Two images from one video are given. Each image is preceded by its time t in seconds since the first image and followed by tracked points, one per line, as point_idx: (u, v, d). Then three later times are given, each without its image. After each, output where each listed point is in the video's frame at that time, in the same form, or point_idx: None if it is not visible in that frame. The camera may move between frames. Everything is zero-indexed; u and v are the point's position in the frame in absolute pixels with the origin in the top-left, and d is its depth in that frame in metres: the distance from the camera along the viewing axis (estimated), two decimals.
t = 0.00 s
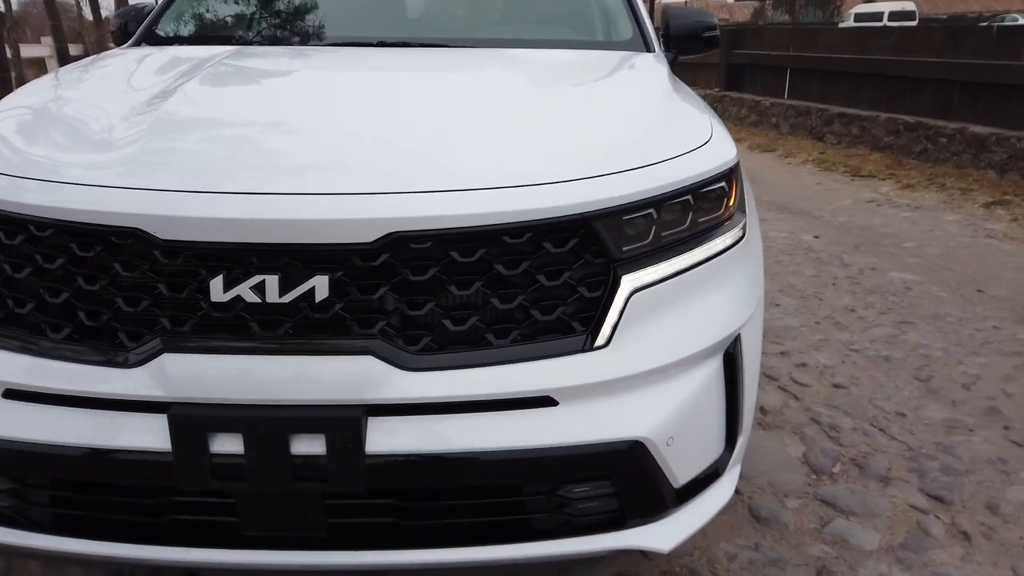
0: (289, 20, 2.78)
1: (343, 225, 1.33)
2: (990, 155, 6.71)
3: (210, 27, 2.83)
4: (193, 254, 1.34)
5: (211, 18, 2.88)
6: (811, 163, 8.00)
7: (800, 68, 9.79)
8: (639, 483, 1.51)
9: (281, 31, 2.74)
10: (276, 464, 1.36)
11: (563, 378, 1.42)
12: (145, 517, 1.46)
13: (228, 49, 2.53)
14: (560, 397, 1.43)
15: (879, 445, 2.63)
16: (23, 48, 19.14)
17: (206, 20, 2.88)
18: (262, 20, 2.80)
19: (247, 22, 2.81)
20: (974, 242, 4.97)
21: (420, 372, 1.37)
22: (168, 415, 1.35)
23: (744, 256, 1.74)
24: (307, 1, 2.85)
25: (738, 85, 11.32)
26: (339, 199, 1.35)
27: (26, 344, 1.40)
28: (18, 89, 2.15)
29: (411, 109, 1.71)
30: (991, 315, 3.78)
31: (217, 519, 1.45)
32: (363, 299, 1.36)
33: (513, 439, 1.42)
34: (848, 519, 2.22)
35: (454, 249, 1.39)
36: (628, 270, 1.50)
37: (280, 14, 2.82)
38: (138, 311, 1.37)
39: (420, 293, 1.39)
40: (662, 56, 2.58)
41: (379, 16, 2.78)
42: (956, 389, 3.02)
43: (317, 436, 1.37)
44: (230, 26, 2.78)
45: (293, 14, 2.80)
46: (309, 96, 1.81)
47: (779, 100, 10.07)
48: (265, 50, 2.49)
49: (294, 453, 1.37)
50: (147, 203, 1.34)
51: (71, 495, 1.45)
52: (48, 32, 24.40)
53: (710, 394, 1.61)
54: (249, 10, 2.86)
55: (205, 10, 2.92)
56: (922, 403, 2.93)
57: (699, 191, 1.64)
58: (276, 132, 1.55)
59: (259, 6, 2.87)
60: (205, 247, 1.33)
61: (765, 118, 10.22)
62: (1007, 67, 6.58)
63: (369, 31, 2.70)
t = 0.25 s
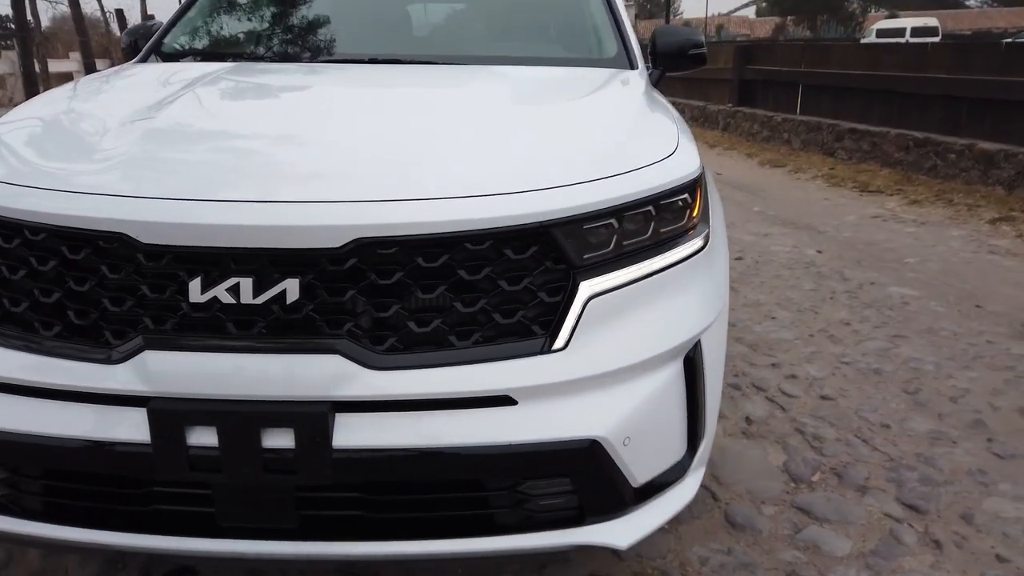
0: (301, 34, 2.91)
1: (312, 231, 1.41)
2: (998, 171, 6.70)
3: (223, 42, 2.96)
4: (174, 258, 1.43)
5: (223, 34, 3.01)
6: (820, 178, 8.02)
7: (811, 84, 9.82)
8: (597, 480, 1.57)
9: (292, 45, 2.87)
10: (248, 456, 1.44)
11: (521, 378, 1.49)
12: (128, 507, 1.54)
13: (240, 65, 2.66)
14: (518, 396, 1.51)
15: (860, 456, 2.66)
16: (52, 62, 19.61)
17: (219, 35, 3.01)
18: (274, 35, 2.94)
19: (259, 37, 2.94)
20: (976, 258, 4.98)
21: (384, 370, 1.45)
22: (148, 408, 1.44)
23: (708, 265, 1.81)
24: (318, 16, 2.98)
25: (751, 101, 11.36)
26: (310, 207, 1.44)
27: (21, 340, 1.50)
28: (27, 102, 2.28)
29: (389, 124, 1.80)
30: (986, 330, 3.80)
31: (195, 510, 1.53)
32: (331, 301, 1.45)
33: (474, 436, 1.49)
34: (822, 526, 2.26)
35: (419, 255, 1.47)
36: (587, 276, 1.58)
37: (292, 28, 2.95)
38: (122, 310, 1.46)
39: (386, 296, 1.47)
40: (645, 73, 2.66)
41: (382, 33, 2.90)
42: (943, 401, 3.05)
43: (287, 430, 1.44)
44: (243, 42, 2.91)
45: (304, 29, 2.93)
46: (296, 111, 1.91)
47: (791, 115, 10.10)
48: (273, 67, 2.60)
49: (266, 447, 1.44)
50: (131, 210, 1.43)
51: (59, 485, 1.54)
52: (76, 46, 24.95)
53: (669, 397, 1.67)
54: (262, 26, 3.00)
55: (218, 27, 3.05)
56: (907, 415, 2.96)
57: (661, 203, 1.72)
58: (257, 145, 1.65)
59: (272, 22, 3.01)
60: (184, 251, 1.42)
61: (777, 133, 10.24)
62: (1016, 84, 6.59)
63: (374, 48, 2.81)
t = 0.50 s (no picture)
0: (315, 47, 3.04)
1: (291, 238, 1.50)
2: (1006, 189, 6.71)
3: (239, 56, 3.09)
4: (162, 262, 1.53)
5: (237, 49, 3.15)
6: (829, 194, 8.04)
7: (823, 101, 9.86)
8: (562, 479, 1.64)
9: (305, 59, 3.00)
10: (229, 449, 1.52)
11: (488, 379, 1.57)
12: (118, 497, 1.63)
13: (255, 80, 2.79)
14: (486, 397, 1.58)
15: (842, 465, 2.71)
16: (79, 75, 20.07)
17: (235, 49, 3.14)
18: (289, 48, 3.07)
19: (273, 51, 3.07)
20: (978, 275, 5.00)
21: (358, 370, 1.54)
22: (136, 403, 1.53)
23: (677, 274, 1.88)
24: (332, 31, 3.12)
25: (764, 117, 11.40)
26: (290, 215, 1.53)
27: (23, 337, 1.60)
28: (42, 113, 2.41)
29: (375, 139, 1.89)
30: (981, 346, 3.82)
31: (181, 501, 1.61)
32: (309, 304, 1.54)
33: (443, 434, 1.57)
34: (797, 532, 2.31)
35: (392, 261, 1.55)
36: (555, 284, 1.65)
37: (306, 42, 3.09)
38: (114, 311, 1.56)
39: (362, 300, 1.56)
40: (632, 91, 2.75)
41: (388, 50, 3.01)
42: (930, 414, 3.08)
43: (264, 426, 1.53)
44: (258, 56, 3.04)
45: (318, 43, 3.06)
46: (289, 127, 2.02)
47: (803, 131, 10.13)
48: (281, 82, 2.72)
49: (245, 441, 1.53)
50: (124, 217, 1.54)
51: (54, 474, 1.63)
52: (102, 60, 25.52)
53: (635, 400, 1.74)
54: (277, 40, 3.13)
55: (233, 42, 3.18)
56: (893, 426, 3.00)
57: (630, 214, 1.79)
58: (247, 158, 1.74)
59: (287, 36, 3.14)
60: (172, 255, 1.52)
61: (788, 150, 10.27)
62: None
63: (382, 64, 2.93)
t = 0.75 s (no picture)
0: (317, 51, 3.12)
1: (273, 231, 1.57)
2: (1005, 194, 6.73)
3: (243, 59, 3.17)
4: (151, 254, 1.60)
5: (240, 54, 3.22)
6: (829, 199, 8.08)
7: (824, 107, 9.90)
8: (535, 466, 1.70)
9: (308, 62, 3.08)
10: (213, 434, 1.59)
11: (462, 369, 1.63)
12: (108, 480, 1.70)
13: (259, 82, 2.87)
14: (460, 385, 1.64)
15: (823, 462, 2.75)
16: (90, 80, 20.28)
17: (239, 53, 3.22)
18: (291, 52, 3.14)
19: (276, 54, 3.15)
20: (972, 279, 5.03)
21: (337, 358, 1.60)
22: (124, 388, 1.60)
23: (652, 270, 1.94)
24: (335, 35, 3.20)
25: (766, 123, 11.44)
26: (273, 209, 1.60)
27: (21, 327, 1.67)
28: (48, 112, 2.49)
29: (362, 139, 1.96)
30: (970, 347, 3.86)
31: (168, 484, 1.68)
32: (291, 295, 1.60)
33: (419, 421, 1.63)
34: (775, 525, 2.36)
35: (371, 254, 1.62)
36: (529, 277, 1.71)
37: (309, 45, 3.16)
38: (105, 300, 1.63)
39: (341, 291, 1.62)
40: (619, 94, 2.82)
41: (387, 55, 3.10)
42: (914, 413, 3.12)
43: (247, 411, 1.59)
44: (262, 60, 3.12)
45: (320, 47, 3.14)
46: (281, 127, 2.09)
47: (805, 137, 10.16)
48: (282, 85, 2.79)
49: (228, 426, 1.59)
50: (116, 211, 1.61)
51: (46, 458, 1.70)
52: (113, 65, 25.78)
53: (608, 391, 1.80)
54: (280, 44, 3.21)
55: (236, 47, 3.26)
56: (877, 425, 3.04)
57: (606, 212, 1.85)
58: (237, 156, 1.81)
59: (290, 40, 3.22)
60: (160, 248, 1.59)
61: (791, 155, 10.31)
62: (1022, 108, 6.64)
63: (382, 69, 3.02)
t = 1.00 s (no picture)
0: (321, 53, 3.22)
1: (261, 215, 1.65)
2: (1006, 199, 6.75)
3: (250, 62, 3.27)
4: (145, 238, 1.68)
5: (245, 56, 3.32)
6: (832, 205, 8.11)
7: (828, 113, 9.94)
8: (511, 444, 1.77)
9: (313, 64, 3.17)
10: (201, 410, 1.66)
11: (440, 349, 1.70)
12: (104, 455, 1.78)
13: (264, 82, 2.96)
14: (438, 364, 1.71)
15: (807, 454, 2.80)
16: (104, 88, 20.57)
17: (246, 55, 3.32)
18: (296, 54, 3.23)
19: (281, 57, 3.24)
20: (968, 281, 5.06)
21: (321, 338, 1.67)
22: (118, 366, 1.68)
23: (628, 259, 2.01)
24: (339, 37, 3.30)
25: (772, 130, 11.48)
26: (261, 195, 1.68)
27: (24, 308, 1.76)
28: (59, 106, 2.59)
29: (352, 133, 2.04)
30: (961, 347, 3.89)
31: (160, 459, 1.76)
32: (277, 278, 1.68)
33: (399, 399, 1.70)
34: (755, 513, 2.41)
35: (354, 239, 1.69)
36: (507, 263, 1.78)
37: (313, 48, 3.26)
38: (101, 282, 1.71)
39: (326, 274, 1.70)
40: (607, 93, 2.90)
41: (388, 58, 3.19)
42: (901, 408, 3.16)
43: (234, 388, 1.66)
44: (268, 62, 3.22)
45: (325, 50, 3.23)
46: (276, 122, 2.17)
47: (810, 143, 10.20)
48: (287, 84, 2.88)
49: (216, 402, 1.67)
50: (112, 197, 1.69)
51: (45, 433, 1.79)
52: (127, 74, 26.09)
53: (583, 374, 1.86)
54: (285, 46, 3.30)
55: (241, 50, 3.35)
56: (863, 419, 3.08)
57: (583, 201, 1.92)
58: (236, 148, 1.89)
59: (295, 43, 3.31)
60: (153, 231, 1.67)
61: (795, 161, 10.34)
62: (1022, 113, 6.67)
63: (383, 70, 3.10)
